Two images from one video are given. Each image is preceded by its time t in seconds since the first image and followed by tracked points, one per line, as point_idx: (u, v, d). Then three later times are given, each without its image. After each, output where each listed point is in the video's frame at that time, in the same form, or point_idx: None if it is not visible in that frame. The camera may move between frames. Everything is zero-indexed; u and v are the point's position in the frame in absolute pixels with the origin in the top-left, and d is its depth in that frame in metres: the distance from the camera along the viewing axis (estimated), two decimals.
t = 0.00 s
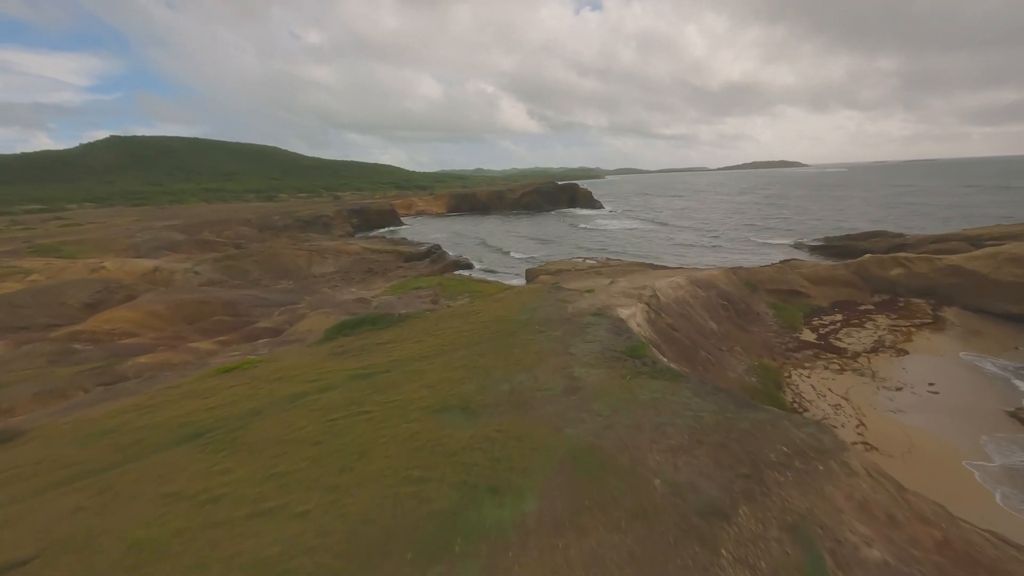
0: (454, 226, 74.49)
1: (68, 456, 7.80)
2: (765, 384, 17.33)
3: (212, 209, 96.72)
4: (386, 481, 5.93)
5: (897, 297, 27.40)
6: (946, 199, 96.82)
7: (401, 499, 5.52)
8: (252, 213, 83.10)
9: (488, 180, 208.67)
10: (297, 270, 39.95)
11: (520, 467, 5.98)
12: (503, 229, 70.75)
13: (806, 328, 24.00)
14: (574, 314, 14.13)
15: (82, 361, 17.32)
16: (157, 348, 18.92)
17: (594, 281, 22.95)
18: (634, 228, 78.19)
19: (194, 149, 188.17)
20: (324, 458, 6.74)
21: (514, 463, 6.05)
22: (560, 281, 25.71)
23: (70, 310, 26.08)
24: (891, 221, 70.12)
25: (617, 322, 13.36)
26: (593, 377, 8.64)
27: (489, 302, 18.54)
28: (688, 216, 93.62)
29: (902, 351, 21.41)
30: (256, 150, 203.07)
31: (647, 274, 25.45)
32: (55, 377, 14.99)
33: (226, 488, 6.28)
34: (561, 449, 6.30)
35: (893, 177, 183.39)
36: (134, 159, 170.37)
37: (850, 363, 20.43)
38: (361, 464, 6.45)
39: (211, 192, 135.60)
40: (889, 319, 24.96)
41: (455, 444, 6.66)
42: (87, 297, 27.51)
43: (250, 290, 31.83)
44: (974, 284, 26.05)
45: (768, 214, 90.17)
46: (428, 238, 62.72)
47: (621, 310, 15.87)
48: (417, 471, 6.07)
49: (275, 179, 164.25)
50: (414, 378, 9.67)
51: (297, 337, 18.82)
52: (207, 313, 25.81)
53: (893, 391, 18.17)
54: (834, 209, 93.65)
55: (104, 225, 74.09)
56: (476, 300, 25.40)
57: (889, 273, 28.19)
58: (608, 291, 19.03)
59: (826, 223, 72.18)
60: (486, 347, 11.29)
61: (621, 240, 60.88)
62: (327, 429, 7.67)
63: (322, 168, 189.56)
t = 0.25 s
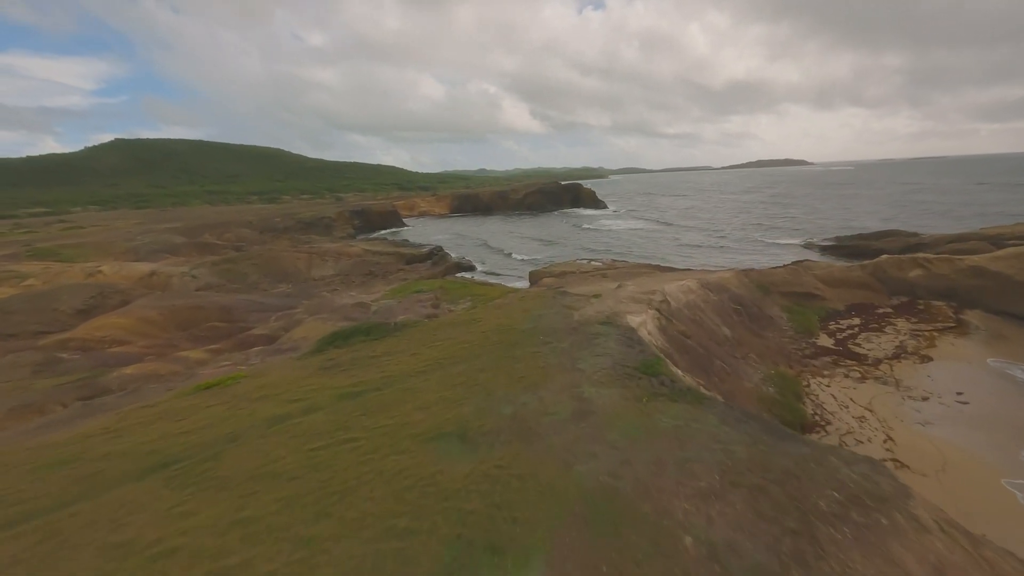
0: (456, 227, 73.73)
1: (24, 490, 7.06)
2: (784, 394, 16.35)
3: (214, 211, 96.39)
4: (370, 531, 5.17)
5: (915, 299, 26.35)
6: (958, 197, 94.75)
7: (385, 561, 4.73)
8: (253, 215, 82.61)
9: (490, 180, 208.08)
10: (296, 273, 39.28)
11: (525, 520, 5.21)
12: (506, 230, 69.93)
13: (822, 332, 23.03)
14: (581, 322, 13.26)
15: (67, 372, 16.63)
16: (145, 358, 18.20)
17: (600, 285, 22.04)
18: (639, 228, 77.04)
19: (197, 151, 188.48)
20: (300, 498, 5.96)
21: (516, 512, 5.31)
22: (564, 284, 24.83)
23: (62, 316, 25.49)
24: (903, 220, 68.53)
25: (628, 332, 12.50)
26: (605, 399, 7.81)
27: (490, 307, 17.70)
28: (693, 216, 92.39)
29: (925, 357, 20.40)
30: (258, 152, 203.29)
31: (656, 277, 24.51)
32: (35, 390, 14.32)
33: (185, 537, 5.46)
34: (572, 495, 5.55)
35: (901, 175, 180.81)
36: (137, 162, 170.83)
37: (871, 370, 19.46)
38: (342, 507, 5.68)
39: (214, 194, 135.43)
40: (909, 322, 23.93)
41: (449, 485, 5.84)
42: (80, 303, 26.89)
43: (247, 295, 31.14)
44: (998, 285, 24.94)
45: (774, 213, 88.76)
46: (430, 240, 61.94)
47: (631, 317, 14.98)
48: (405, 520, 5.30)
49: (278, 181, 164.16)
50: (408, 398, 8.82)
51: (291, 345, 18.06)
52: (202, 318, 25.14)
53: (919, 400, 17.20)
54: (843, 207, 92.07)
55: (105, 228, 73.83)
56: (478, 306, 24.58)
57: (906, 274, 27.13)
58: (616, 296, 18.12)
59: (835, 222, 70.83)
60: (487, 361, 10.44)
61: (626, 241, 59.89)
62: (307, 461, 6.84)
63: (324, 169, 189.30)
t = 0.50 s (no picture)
0: (458, 228, 72.99)
1: None
2: (804, 406, 15.36)
3: (216, 213, 96.05)
4: None
5: (936, 301, 25.27)
6: (969, 194, 93.09)
7: None
8: (255, 217, 82.14)
9: (493, 180, 207.42)
10: (295, 276, 38.57)
11: None
12: (509, 231, 69.14)
13: (839, 336, 22.01)
14: (590, 332, 12.33)
15: (50, 384, 15.89)
16: (133, 367, 17.44)
17: (607, 289, 21.09)
18: (644, 228, 75.91)
19: (200, 153, 188.83)
20: (268, 552, 5.10)
21: None
22: (569, 288, 23.95)
23: (53, 323, 24.83)
24: (915, 219, 67.02)
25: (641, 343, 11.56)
26: (621, 430, 6.95)
27: (492, 314, 16.82)
28: (698, 215, 91.26)
29: (951, 363, 19.35)
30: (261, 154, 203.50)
31: (664, 279, 23.57)
32: (13, 405, 13.59)
33: None
34: (587, 557, 4.71)
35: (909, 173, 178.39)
36: (141, 164, 171.24)
37: (894, 377, 18.44)
38: (315, 566, 4.82)
39: (216, 196, 135.32)
40: (930, 325, 22.88)
41: (441, 539, 4.99)
42: (72, 309, 26.24)
43: (245, 299, 30.42)
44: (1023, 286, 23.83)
45: (781, 212, 87.45)
46: (432, 241, 61.15)
47: (643, 325, 14.04)
48: None
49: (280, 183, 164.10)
50: (399, 421, 7.95)
51: (284, 355, 17.25)
52: (196, 324, 24.43)
53: (949, 411, 16.18)
54: (851, 206, 90.61)
55: (106, 230, 73.53)
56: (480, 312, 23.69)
57: (926, 275, 26.06)
58: (625, 301, 17.17)
59: (844, 221, 69.56)
60: (487, 377, 9.56)
61: (630, 241, 58.94)
62: (282, 501, 5.97)
63: (327, 171, 189.06)
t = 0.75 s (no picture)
0: (461, 229, 72.25)
1: None
2: (828, 418, 14.37)
3: (218, 215, 95.89)
4: None
5: (958, 303, 24.16)
6: (981, 192, 91.40)
7: None
8: (257, 219, 81.86)
9: (496, 180, 206.84)
10: (294, 278, 37.89)
11: None
12: (512, 232, 68.30)
13: (859, 340, 20.97)
14: (599, 342, 11.37)
15: (31, 397, 15.20)
16: (119, 378, 16.73)
17: (615, 293, 20.16)
18: (649, 228, 74.80)
19: (204, 156, 189.19)
20: None
21: None
22: (575, 291, 23.00)
23: (44, 329, 24.22)
24: (927, 217, 65.56)
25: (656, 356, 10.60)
26: (638, 467, 6.08)
27: (493, 321, 15.94)
28: (704, 215, 90.13)
29: (980, 369, 18.28)
30: (265, 156, 203.85)
31: (674, 282, 22.63)
32: None
33: None
34: None
35: (917, 170, 176.19)
36: (145, 167, 171.79)
37: (920, 385, 17.39)
38: None
39: (219, 198, 135.41)
40: (955, 329, 21.78)
41: None
42: (64, 315, 25.62)
43: (242, 303, 29.70)
44: None
45: (788, 211, 86.16)
46: (434, 243, 60.37)
47: (655, 333, 13.07)
48: None
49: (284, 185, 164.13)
50: (389, 448, 7.07)
51: (275, 364, 16.42)
52: (189, 330, 23.74)
53: (983, 422, 15.13)
54: (859, 204, 89.16)
55: (108, 233, 73.37)
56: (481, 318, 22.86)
57: (947, 276, 24.95)
58: (635, 306, 16.20)
59: (853, 219, 68.27)
60: (487, 395, 8.68)
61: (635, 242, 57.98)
62: (247, 553, 5.13)
63: (330, 173, 188.90)
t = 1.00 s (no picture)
0: (463, 230, 71.44)
1: None
2: (855, 431, 13.39)
3: (219, 217, 95.44)
4: None
5: (982, 304, 23.08)
6: (992, 189, 89.71)
7: None
8: (257, 221, 81.28)
9: (498, 180, 206.11)
10: (292, 281, 37.13)
11: None
12: (514, 232, 67.41)
13: (880, 345, 19.94)
14: (610, 353, 10.47)
15: (9, 411, 14.46)
16: (103, 389, 15.97)
17: (623, 296, 19.22)
18: (653, 228, 73.72)
19: (207, 158, 189.42)
20: None
21: None
22: (580, 295, 22.09)
23: (33, 337, 23.53)
24: (939, 215, 64.15)
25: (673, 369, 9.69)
26: (663, 513, 5.22)
27: (495, 327, 15.04)
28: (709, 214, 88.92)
29: (1013, 376, 17.22)
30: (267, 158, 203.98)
31: (684, 284, 21.66)
32: None
33: None
34: None
35: (924, 167, 174.13)
36: (148, 170, 172.01)
37: (950, 393, 16.35)
38: None
39: (221, 200, 135.17)
40: (981, 332, 20.71)
41: None
42: (54, 321, 24.91)
43: (238, 308, 28.97)
44: None
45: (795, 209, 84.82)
46: (436, 244, 59.65)
47: (670, 341, 12.14)
48: None
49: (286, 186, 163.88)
50: (375, 483, 6.21)
51: (266, 374, 15.60)
52: (181, 336, 22.99)
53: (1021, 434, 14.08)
54: (867, 202, 87.72)
55: (109, 236, 72.96)
56: (483, 322, 22.02)
57: (970, 276, 23.86)
58: (645, 311, 15.27)
59: (862, 218, 66.95)
60: (487, 416, 7.81)
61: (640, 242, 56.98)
62: None
63: (332, 174, 188.70)
